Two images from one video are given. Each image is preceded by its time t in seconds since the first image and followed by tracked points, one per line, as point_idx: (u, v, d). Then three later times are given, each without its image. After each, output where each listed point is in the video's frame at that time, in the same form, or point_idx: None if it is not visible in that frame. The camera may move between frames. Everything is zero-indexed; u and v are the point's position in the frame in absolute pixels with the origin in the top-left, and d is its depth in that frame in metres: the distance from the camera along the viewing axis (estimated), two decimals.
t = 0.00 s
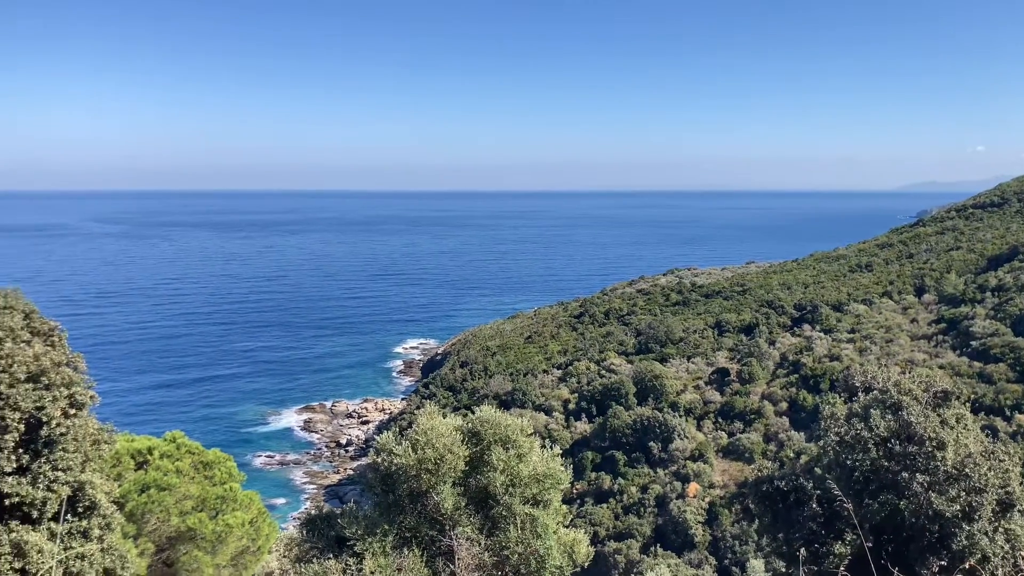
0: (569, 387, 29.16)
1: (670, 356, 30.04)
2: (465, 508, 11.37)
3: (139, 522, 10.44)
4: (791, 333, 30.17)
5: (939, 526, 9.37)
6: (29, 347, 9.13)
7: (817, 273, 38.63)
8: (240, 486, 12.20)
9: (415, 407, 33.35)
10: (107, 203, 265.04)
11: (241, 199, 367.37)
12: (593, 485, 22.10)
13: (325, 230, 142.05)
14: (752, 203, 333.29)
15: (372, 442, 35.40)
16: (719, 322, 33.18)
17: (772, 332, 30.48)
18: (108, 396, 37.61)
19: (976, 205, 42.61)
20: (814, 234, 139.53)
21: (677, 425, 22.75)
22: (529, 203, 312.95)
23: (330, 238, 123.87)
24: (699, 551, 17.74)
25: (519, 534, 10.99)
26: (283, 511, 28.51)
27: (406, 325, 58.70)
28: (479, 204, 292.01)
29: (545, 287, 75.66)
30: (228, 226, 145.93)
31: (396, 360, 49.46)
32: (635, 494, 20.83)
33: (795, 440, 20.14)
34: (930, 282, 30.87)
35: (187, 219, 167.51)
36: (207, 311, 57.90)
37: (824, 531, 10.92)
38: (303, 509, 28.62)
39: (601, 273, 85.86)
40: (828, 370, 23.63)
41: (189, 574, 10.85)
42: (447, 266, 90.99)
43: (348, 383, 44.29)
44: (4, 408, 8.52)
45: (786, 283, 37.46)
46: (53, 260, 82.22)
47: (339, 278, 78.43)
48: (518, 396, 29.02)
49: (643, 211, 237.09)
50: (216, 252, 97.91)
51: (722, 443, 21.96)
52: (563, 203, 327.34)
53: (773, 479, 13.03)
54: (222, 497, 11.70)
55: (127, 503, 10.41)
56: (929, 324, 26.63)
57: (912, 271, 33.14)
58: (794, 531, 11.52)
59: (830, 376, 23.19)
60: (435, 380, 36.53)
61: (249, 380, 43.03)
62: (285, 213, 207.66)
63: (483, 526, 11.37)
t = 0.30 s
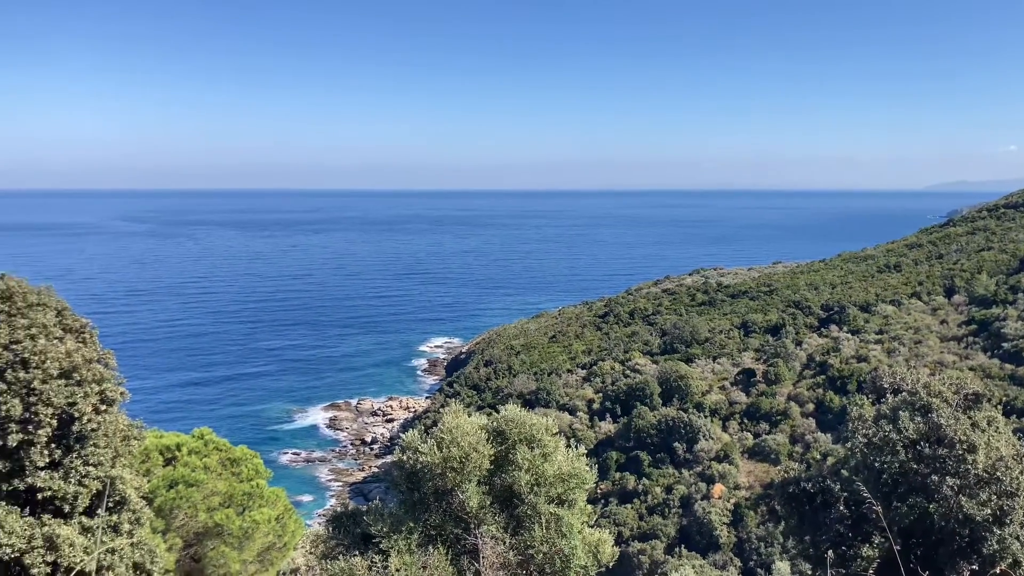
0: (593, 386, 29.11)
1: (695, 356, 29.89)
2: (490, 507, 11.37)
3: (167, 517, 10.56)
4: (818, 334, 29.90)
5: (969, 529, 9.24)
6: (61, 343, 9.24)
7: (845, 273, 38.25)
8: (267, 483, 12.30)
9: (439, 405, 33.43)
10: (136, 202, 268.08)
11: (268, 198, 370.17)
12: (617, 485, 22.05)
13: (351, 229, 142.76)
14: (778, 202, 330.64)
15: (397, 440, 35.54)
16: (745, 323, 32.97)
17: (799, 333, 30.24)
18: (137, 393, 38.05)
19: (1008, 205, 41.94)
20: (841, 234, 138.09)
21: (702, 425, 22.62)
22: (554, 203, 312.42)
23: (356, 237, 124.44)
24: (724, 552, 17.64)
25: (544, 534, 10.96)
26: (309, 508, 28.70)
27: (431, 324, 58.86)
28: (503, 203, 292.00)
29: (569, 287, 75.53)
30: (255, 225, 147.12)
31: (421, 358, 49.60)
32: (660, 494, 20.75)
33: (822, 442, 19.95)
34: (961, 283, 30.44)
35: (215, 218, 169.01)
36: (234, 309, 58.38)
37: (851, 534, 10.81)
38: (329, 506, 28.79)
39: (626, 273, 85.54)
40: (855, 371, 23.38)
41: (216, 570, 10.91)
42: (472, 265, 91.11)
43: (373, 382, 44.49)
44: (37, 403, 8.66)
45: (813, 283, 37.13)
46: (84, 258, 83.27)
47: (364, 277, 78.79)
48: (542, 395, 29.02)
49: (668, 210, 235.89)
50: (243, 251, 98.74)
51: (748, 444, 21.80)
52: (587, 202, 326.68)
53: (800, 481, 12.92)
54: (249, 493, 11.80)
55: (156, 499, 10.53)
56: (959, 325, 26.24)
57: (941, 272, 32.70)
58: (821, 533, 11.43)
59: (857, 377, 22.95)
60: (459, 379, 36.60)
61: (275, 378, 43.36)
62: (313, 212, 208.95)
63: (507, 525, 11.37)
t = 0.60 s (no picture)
0: (620, 385, 29.05)
1: (723, 355, 29.71)
2: (517, 504, 11.37)
3: (197, 512, 10.69)
4: (848, 333, 29.59)
5: (1002, 532, 9.09)
6: (94, 339, 9.37)
7: (875, 272, 37.83)
8: (295, 478, 12.41)
9: (465, 403, 33.50)
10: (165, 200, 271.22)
11: (295, 196, 372.89)
12: (644, 484, 21.98)
13: (378, 227, 143.42)
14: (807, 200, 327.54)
15: (423, 437, 35.69)
16: (773, 321, 32.72)
17: (829, 332, 29.95)
18: (167, 389, 38.51)
19: None
20: (871, 232, 136.37)
21: (730, 425, 22.49)
22: (580, 201, 311.91)
23: (383, 235, 125.02)
24: (752, 552, 17.52)
25: (570, 532, 10.92)
26: (336, 504, 28.90)
27: (457, 321, 58.99)
28: (529, 201, 291.85)
29: (595, 285, 75.33)
30: (283, 223, 148.19)
31: (447, 356, 49.72)
32: (686, 493, 20.64)
33: (851, 443, 19.74)
34: (994, 281, 29.95)
35: (246, 216, 170.56)
36: (263, 307, 58.88)
37: (882, 535, 10.68)
38: (356, 503, 28.96)
39: (653, 271, 85.14)
40: (886, 370, 23.09)
41: (246, 564, 11.04)
42: (498, 262, 91.13)
43: (400, 379, 44.69)
44: (71, 398, 8.81)
45: (843, 282, 36.73)
46: (116, 255, 84.39)
47: (390, 274, 79.13)
48: (568, 393, 29.01)
49: (695, 208, 234.47)
50: (271, 248, 99.55)
51: (776, 444, 21.62)
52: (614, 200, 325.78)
53: (830, 483, 12.83)
54: (278, 489, 11.91)
55: (186, 493, 10.68)
56: (993, 324, 25.82)
57: (974, 271, 32.21)
58: (851, 534, 11.33)
59: (888, 377, 22.68)
60: (485, 376, 36.66)
61: (303, 375, 43.70)
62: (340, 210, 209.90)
63: (534, 522, 11.36)
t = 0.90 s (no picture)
0: (645, 381, 28.99)
1: (749, 351, 29.53)
2: (542, 500, 11.38)
3: (226, 505, 10.81)
4: (876, 329, 29.29)
5: None
6: (125, 334, 9.47)
7: (904, 267, 37.39)
8: (322, 473, 12.49)
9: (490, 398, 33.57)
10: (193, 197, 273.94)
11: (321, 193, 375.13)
12: (669, 480, 21.92)
13: (404, 223, 143.95)
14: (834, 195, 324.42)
15: (448, 432, 35.82)
16: (801, 317, 32.47)
17: (857, 328, 29.67)
18: (196, 384, 38.94)
19: None
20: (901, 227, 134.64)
21: (756, 421, 22.35)
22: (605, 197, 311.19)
23: (408, 231, 125.50)
24: (778, 549, 17.41)
25: (596, 528, 10.89)
26: (363, 498, 29.10)
27: (482, 317, 59.06)
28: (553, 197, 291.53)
29: (621, 281, 75.08)
30: (310, 220, 149.16)
31: (472, 352, 49.81)
32: (712, 490, 20.55)
33: (878, 440, 19.54)
34: None
35: (274, 213, 171.83)
36: (289, 303, 59.30)
37: (911, 534, 10.58)
38: (382, 497, 29.13)
39: (678, 267, 84.67)
40: (915, 367, 22.82)
41: (273, 558, 11.19)
42: (523, 258, 91.11)
43: (425, 374, 44.85)
44: (102, 392, 8.90)
45: (871, 277, 36.34)
46: (146, 251, 85.42)
47: (416, 270, 79.40)
48: (593, 390, 28.98)
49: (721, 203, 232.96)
50: (298, 245, 100.26)
51: (803, 441, 21.45)
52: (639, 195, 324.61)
53: (859, 480, 12.73)
54: (305, 483, 11.98)
55: (215, 487, 10.80)
56: None
57: (1006, 266, 31.73)
58: (880, 532, 11.26)
59: (917, 373, 22.43)
60: (510, 372, 36.69)
61: (329, 370, 43.99)
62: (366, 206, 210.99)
63: (560, 518, 11.37)
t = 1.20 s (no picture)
0: (667, 375, 28.92)
1: (773, 347, 29.35)
2: (564, 493, 11.38)
3: (250, 497, 10.93)
4: (902, 324, 29.01)
5: None
6: (151, 327, 9.59)
7: (930, 262, 36.99)
8: (344, 465, 12.56)
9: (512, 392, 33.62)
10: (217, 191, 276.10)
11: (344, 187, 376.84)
12: (692, 475, 21.85)
13: (426, 218, 144.27)
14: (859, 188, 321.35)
15: (470, 426, 35.93)
16: (825, 312, 32.23)
17: (882, 322, 29.41)
18: (221, 378, 39.29)
19: None
20: (927, 221, 133.15)
21: (779, 416, 22.22)
22: (627, 191, 310.11)
23: (430, 225, 125.78)
24: (801, 545, 17.32)
25: (618, 522, 10.87)
26: (386, 491, 29.26)
27: (504, 312, 59.10)
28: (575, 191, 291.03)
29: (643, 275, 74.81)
30: (333, 214, 149.83)
31: (494, 346, 49.87)
32: (735, 485, 20.46)
33: (904, 436, 19.37)
34: None
35: (299, 207, 172.95)
36: (312, 297, 59.65)
37: (937, 531, 10.49)
38: (404, 490, 29.28)
39: (701, 261, 84.25)
40: (941, 363, 22.59)
41: (297, 549, 11.21)
42: (545, 253, 91.05)
43: (447, 368, 44.97)
44: (129, 385, 9.01)
45: (897, 272, 35.98)
46: (171, 246, 86.22)
47: (438, 265, 79.59)
48: (615, 385, 28.95)
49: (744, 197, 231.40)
50: (321, 239, 100.79)
51: (827, 436, 21.30)
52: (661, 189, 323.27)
53: (883, 477, 12.62)
54: (328, 476, 12.04)
55: (239, 479, 10.91)
56: None
57: None
58: (905, 529, 11.17)
59: (943, 369, 22.21)
60: (532, 366, 36.72)
61: (352, 364, 44.22)
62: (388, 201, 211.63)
63: (582, 512, 11.37)
